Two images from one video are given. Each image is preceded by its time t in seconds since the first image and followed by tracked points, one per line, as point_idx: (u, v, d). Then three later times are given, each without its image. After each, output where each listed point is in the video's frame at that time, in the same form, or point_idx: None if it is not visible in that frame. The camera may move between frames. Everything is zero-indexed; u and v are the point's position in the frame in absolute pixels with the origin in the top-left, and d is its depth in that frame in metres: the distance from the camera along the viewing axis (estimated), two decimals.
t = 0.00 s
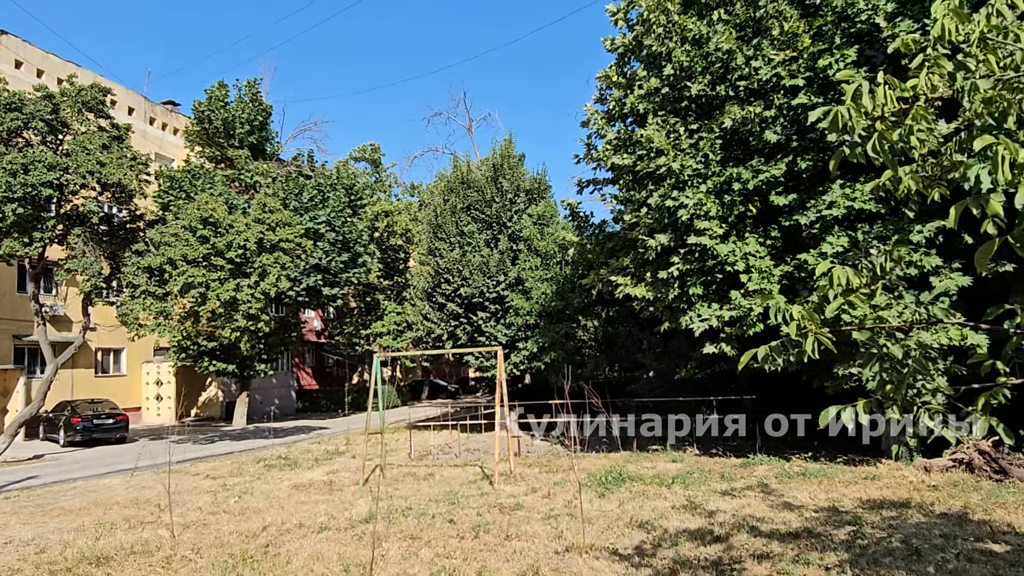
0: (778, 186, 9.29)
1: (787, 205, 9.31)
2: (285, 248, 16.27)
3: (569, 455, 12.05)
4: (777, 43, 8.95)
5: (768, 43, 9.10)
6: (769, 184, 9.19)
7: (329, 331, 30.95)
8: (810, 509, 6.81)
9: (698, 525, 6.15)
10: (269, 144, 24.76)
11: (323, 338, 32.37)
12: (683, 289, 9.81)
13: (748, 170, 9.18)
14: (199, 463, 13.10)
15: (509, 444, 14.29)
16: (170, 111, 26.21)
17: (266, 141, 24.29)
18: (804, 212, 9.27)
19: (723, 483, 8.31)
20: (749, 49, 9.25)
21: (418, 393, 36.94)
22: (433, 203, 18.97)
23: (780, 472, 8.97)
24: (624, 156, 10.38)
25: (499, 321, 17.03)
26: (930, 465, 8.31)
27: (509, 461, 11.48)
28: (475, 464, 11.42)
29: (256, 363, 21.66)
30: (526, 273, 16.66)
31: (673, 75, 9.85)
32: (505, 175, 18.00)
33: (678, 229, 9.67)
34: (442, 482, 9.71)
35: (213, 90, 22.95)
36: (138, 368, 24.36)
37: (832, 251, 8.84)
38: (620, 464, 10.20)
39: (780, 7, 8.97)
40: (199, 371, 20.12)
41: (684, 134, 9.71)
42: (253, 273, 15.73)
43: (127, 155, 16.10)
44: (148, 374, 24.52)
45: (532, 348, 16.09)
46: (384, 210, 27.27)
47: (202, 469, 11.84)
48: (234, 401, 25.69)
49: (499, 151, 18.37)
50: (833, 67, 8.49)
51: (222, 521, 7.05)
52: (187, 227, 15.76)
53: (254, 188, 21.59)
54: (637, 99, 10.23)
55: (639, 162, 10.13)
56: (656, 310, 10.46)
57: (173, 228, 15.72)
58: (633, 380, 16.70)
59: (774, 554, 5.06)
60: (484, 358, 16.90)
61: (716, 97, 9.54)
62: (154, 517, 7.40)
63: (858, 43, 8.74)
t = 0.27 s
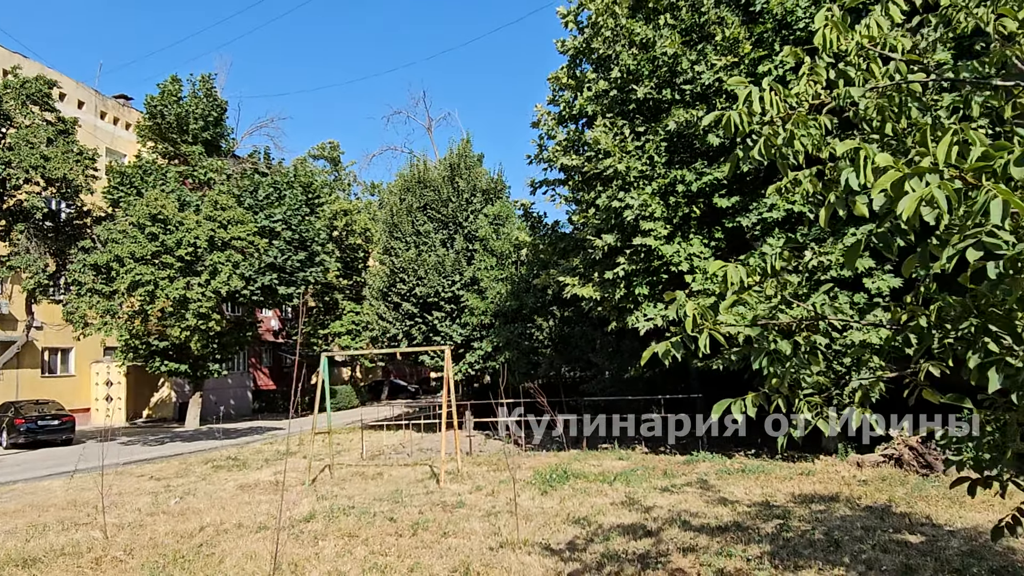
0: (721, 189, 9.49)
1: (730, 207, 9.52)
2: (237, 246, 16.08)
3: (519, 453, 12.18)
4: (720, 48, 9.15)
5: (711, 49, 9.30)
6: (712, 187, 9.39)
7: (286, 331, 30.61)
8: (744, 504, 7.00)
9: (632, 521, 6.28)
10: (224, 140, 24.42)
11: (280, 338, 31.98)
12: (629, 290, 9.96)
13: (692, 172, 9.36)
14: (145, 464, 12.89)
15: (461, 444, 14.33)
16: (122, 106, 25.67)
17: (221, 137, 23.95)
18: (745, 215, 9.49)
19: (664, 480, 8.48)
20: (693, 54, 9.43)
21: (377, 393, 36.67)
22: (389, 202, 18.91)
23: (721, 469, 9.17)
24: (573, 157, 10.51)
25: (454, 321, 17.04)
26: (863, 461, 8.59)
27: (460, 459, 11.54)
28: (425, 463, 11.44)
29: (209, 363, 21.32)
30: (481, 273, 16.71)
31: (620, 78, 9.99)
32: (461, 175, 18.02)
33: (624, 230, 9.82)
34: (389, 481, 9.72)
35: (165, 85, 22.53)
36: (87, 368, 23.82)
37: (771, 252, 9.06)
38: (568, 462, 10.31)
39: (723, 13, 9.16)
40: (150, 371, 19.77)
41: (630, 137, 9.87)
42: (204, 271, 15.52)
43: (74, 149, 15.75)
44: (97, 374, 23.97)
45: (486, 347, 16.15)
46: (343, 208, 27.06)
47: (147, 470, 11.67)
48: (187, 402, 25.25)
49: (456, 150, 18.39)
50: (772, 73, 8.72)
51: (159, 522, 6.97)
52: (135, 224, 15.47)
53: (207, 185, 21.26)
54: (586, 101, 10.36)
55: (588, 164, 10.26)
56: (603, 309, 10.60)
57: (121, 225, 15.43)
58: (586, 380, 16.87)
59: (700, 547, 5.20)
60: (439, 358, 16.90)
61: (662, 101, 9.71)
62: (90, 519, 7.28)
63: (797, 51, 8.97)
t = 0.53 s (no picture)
0: (668, 195, 9.62)
1: (676, 214, 9.65)
2: (188, 248, 15.81)
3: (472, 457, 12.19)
4: (666, 58, 9.28)
5: (658, 58, 9.43)
6: (659, 193, 9.51)
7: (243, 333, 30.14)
8: (684, 507, 7.09)
9: (571, 525, 6.33)
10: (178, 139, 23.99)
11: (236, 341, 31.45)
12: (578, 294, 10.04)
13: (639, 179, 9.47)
14: (89, 471, 12.61)
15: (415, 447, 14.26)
16: (72, 103, 25.06)
17: (175, 137, 23.53)
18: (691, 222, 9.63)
19: (609, 483, 8.56)
20: (640, 62, 9.55)
21: (337, 397, 36.21)
22: (345, 204, 18.77)
23: (666, 472, 9.29)
24: (524, 163, 10.56)
25: (410, 325, 16.97)
26: (803, 463, 8.77)
27: (411, 463, 11.50)
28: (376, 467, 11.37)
29: (160, 367, 20.88)
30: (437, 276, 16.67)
31: (570, 85, 10.08)
32: (418, 178, 17.99)
33: (573, 235, 9.90)
34: (337, 486, 9.65)
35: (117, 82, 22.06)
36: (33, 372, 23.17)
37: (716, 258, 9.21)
38: (517, 466, 10.34)
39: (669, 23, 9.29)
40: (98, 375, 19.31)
41: (580, 143, 9.96)
42: (153, 273, 15.26)
43: (17, 147, 15.34)
44: (44, 378, 23.33)
45: (441, 351, 16.11)
46: (301, 210, 26.76)
47: (90, 477, 11.41)
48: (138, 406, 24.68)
49: (413, 154, 18.34)
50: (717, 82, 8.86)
51: (92, 530, 6.82)
52: (82, 224, 15.12)
53: (159, 185, 20.86)
54: (537, 107, 10.43)
55: (538, 170, 10.33)
56: (554, 314, 10.67)
57: (65, 226, 15.07)
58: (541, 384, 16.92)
59: (631, 550, 5.26)
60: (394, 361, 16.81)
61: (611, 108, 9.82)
62: (21, 527, 7.10)
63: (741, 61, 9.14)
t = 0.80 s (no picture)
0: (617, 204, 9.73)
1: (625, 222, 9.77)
2: (139, 252, 15.56)
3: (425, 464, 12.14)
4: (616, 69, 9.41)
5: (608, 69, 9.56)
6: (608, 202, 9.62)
7: (200, 339, 29.62)
8: (627, 513, 7.16)
9: (511, 532, 6.35)
10: (132, 141, 23.56)
11: (194, 347, 30.90)
12: (529, 302, 10.09)
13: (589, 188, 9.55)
14: (30, 480, 12.29)
15: (370, 454, 14.16)
16: (21, 103, 24.46)
17: (129, 139, 23.13)
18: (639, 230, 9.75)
19: (557, 489, 8.61)
20: (590, 73, 9.67)
21: (298, 404, 35.72)
22: (303, 209, 18.62)
23: (615, 478, 9.37)
24: (476, 170, 10.60)
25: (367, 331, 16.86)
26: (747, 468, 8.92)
27: (362, 471, 11.42)
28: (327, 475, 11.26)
29: (111, 373, 20.42)
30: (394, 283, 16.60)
31: (521, 94, 10.15)
32: (377, 184, 17.93)
33: (524, 243, 9.96)
34: (284, 495, 9.55)
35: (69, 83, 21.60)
36: None
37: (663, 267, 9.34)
38: (469, 473, 10.34)
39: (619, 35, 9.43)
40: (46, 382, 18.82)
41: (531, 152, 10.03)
42: (101, 277, 14.97)
43: None
44: None
45: (398, 357, 16.03)
46: (260, 215, 26.44)
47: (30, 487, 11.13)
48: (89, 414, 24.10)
49: (371, 159, 18.27)
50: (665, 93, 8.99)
51: (22, 542, 6.67)
52: (27, 228, 14.75)
53: (113, 188, 20.47)
54: (489, 116, 10.50)
55: (491, 178, 10.37)
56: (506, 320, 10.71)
57: (10, 228, 14.70)
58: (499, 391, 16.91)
59: (566, 557, 5.32)
60: (351, 368, 16.68)
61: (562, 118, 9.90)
62: None
63: (690, 73, 9.30)
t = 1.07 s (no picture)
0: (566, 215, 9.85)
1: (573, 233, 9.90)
2: (89, 259, 15.31)
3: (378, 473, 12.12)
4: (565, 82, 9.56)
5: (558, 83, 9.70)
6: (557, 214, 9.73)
7: (156, 347, 29.09)
8: (569, 521, 7.24)
9: (451, 542, 6.39)
10: (86, 145, 23.14)
11: (150, 355, 30.34)
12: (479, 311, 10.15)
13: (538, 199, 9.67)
14: None
15: (324, 464, 14.06)
16: None
17: (83, 142, 22.73)
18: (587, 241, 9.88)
19: (503, 498, 8.66)
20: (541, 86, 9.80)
21: (258, 413, 35.22)
22: (260, 216, 18.46)
23: (562, 486, 9.45)
24: (429, 180, 10.66)
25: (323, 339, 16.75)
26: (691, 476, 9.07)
27: (313, 481, 11.34)
28: (276, 485, 11.16)
29: (60, 382, 19.97)
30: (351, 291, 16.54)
31: (473, 106, 10.25)
32: (335, 191, 17.86)
33: (475, 253, 10.03)
34: (229, 506, 9.45)
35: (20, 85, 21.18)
36: None
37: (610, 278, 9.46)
38: (419, 482, 10.34)
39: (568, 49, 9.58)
40: None
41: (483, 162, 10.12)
42: (49, 284, 14.69)
43: None
44: None
45: (354, 366, 15.96)
46: (219, 221, 26.12)
47: None
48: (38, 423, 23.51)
49: (330, 166, 18.21)
50: (612, 107, 9.15)
51: None
52: None
53: (65, 193, 20.10)
54: (442, 126, 10.57)
55: (443, 187, 10.43)
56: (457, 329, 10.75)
57: None
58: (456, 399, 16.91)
59: (499, 566, 5.37)
60: (307, 376, 16.55)
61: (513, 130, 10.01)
62: None
63: (638, 87, 9.47)
